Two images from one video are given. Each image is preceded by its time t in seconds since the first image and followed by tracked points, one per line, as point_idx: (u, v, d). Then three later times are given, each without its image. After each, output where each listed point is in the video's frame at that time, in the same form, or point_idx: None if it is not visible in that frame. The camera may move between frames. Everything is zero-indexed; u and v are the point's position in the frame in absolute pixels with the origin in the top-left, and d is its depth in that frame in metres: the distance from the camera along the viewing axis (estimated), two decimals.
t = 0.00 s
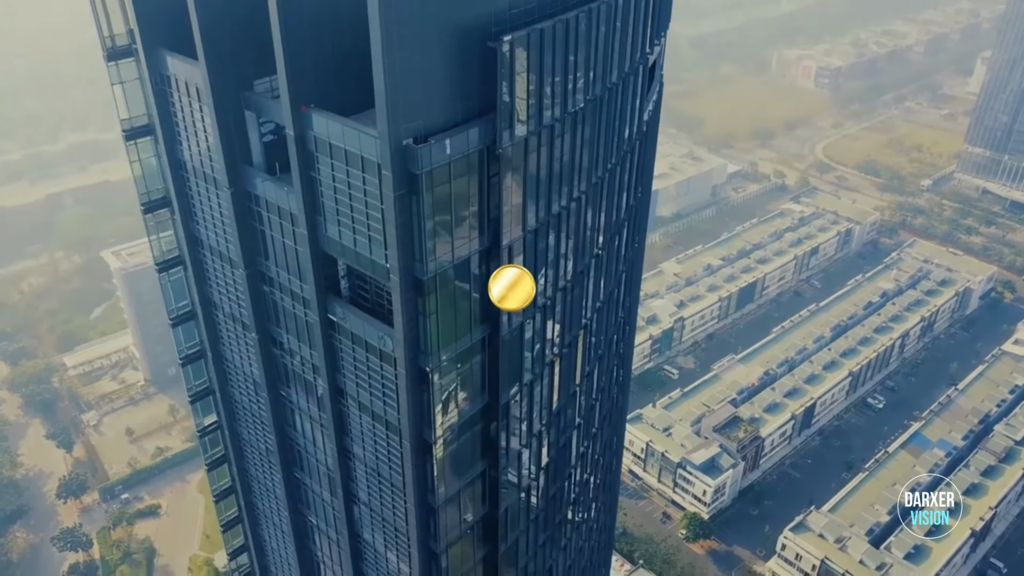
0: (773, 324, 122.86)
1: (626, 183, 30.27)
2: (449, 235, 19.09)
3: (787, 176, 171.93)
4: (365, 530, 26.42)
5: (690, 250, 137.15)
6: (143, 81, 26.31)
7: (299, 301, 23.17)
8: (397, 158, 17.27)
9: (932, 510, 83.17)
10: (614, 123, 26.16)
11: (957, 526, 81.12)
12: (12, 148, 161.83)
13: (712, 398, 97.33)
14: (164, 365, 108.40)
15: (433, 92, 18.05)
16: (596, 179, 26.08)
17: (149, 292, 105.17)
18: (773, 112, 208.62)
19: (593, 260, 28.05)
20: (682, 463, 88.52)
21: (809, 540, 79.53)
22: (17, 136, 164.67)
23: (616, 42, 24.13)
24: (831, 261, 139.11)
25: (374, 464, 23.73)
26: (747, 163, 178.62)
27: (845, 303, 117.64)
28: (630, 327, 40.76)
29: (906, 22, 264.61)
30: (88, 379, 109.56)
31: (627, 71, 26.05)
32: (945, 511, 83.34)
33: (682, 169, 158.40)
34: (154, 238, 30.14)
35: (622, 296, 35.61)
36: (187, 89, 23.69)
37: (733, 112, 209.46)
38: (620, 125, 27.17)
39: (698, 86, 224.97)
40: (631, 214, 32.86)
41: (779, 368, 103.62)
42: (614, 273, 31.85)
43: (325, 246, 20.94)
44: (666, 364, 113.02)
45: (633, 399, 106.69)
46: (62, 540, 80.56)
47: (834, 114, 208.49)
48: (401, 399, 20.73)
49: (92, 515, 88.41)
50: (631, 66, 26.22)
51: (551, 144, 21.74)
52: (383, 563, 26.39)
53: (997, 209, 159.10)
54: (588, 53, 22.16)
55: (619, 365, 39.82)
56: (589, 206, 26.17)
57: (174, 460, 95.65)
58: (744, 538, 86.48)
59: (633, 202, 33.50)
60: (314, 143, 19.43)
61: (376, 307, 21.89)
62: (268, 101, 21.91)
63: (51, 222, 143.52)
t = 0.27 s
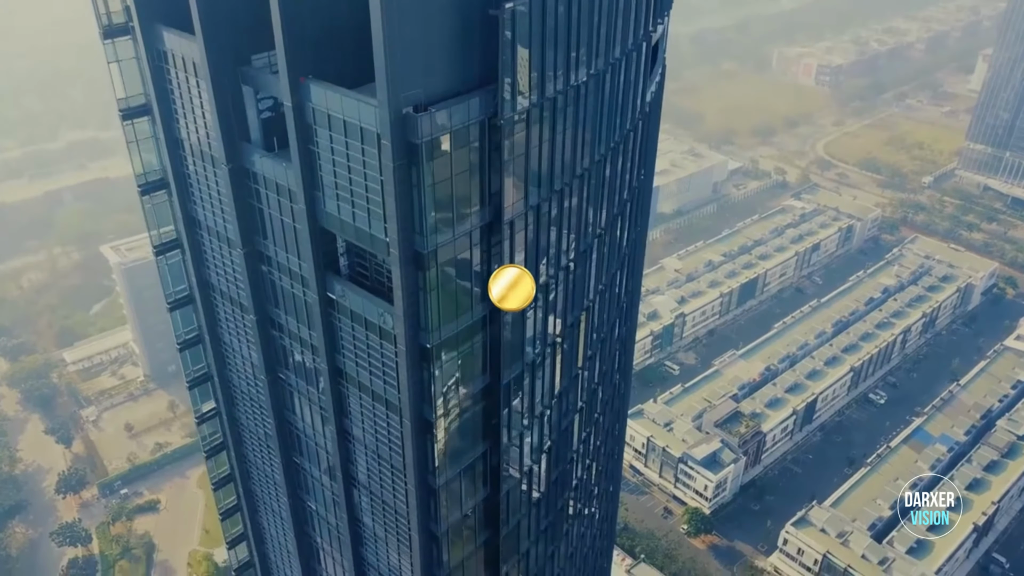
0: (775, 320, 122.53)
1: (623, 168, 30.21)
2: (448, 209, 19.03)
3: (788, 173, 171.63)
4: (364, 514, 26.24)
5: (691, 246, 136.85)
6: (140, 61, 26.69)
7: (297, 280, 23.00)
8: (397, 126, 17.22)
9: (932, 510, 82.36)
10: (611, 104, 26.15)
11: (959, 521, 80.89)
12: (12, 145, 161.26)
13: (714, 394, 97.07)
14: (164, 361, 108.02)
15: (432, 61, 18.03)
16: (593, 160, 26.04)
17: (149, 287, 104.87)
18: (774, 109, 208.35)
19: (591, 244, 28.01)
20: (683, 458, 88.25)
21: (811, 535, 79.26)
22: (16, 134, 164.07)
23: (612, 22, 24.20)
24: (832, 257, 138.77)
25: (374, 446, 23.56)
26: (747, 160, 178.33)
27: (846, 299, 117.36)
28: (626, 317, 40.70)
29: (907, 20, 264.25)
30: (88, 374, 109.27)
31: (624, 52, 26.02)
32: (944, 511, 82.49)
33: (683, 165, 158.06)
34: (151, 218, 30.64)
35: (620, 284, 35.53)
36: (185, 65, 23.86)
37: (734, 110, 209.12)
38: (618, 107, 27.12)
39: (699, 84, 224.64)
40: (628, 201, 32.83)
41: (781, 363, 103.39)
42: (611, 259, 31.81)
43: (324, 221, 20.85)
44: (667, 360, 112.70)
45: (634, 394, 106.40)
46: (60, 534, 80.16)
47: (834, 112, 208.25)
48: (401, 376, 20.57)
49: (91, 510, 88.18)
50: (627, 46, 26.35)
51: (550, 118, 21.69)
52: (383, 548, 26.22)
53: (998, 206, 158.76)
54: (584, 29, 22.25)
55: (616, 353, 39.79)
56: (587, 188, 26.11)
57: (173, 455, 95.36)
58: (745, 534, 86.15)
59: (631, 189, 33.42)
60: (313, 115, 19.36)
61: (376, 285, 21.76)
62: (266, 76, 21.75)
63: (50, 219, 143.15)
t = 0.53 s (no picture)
0: (775, 316, 122.25)
1: (624, 144, 29.50)
2: (445, 183, 18.82)
3: (787, 170, 171.40)
4: (361, 501, 25.87)
5: (691, 242, 136.60)
6: (132, 38, 25.92)
7: (291, 259, 22.62)
8: (392, 96, 16.99)
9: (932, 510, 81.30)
10: (609, 84, 25.92)
11: (960, 515, 80.48)
12: (9, 141, 160.61)
13: (713, 389, 96.86)
14: (162, 356, 107.60)
15: (428, 31, 17.82)
16: (591, 140, 25.74)
17: (146, 282, 104.53)
18: (774, 106, 208.12)
19: (588, 227, 27.83)
20: (683, 453, 87.92)
21: (811, 530, 78.88)
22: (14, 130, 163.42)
23: None
24: (832, 253, 138.44)
25: (370, 430, 23.24)
26: (747, 157, 178.05)
27: (846, 295, 117.11)
28: (626, 304, 40.54)
29: (907, 18, 263.95)
30: (85, 370, 108.93)
31: (623, 29, 25.81)
32: (943, 511, 81.44)
33: (682, 162, 157.78)
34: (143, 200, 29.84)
35: (619, 270, 35.35)
36: (177, 41, 23.12)
37: (734, 106, 208.85)
38: (618, 85, 26.72)
39: (698, 81, 224.37)
40: (628, 184, 32.62)
41: (781, 359, 103.14)
42: (610, 243, 31.60)
43: (318, 198, 20.60)
44: (667, 356, 112.41)
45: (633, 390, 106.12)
46: (57, 530, 79.81)
47: (834, 109, 207.92)
48: (397, 355, 20.34)
49: (88, 505, 87.76)
50: (626, 26, 26.26)
51: (549, 93, 21.51)
52: (380, 534, 25.84)
53: (999, 203, 158.45)
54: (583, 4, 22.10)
55: (615, 340, 39.64)
56: (585, 169, 25.88)
57: (171, 451, 95.02)
58: (745, 529, 85.83)
59: (631, 173, 32.92)
60: (307, 88, 19.09)
61: (372, 263, 21.45)
62: (260, 50, 21.36)
63: (48, 214, 142.73)
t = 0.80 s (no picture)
0: (775, 313, 121.90)
1: (620, 129, 30.17)
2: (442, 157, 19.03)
3: (788, 168, 171.10)
4: (357, 485, 26.06)
5: (691, 239, 136.29)
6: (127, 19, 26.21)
7: (287, 239, 23.01)
8: (389, 67, 17.21)
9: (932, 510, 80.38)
10: (601, 71, 26.22)
11: (962, 511, 80.08)
12: (8, 139, 160.13)
13: (714, 385, 96.65)
14: (160, 353, 107.18)
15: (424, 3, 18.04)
16: (583, 124, 25.83)
17: (145, 278, 104.15)
18: (774, 104, 207.84)
19: (579, 215, 27.97)
20: (683, 449, 87.65)
21: (812, 526, 78.44)
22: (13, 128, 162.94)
23: None
24: (832, 251, 138.09)
25: (366, 412, 23.50)
26: (747, 155, 177.71)
27: (846, 291, 116.80)
28: (625, 295, 41.32)
29: (907, 16, 263.60)
30: (83, 367, 108.54)
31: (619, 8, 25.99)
32: (943, 512, 80.42)
33: (683, 159, 157.42)
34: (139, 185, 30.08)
35: (614, 260, 35.82)
36: (172, 20, 23.52)
37: (734, 105, 208.53)
38: (615, 68, 26.98)
39: (699, 79, 224.06)
40: (621, 173, 32.98)
41: (781, 356, 102.91)
42: (601, 233, 31.86)
43: (315, 173, 20.80)
44: (667, 353, 112.13)
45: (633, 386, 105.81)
46: (54, 526, 79.57)
47: (834, 107, 207.61)
48: (395, 335, 20.47)
49: (86, 502, 87.37)
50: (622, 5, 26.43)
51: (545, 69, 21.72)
52: (376, 518, 25.99)
53: (999, 200, 158.12)
54: None
55: (613, 330, 39.88)
56: (577, 154, 26.03)
57: (169, 447, 94.66)
58: (745, 526, 85.53)
59: (626, 162, 33.95)
60: (303, 61, 19.30)
61: (369, 243, 21.53)
62: (255, 26, 21.47)
63: (47, 212, 142.29)
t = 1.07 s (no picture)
0: (777, 310, 121.40)
1: (614, 111, 30.21)
2: (441, 125, 18.94)
3: (789, 165, 170.70)
4: (356, 466, 26.12)
5: (692, 236, 135.87)
6: None
7: (284, 217, 22.96)
8: (388, 31, 17.07)
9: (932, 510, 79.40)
10: (593, 51, 26.17)
11: (965, 507, 79.66)
12: (8, 137, 159.80)
13: (715, 381, 96.27)
14: (160, 349, 106.89)
15: None
16: (576, 103, 25.65)
17: (144, 275, 103.77)
18: (776, 102, 207.45)
19: (574, 200, 27.89)
20: (685, 445, 87.20)
21: (815, 521, 78.14)
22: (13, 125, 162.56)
23: None
24: (834, 248, 137.62)
25: (365, 393, 23.56)
26: (748, 152, 177.29)
27: (848, 288, 116.34)
28: (625, 283, 41.56)
29: (908, 14, 263.14)
30: (82, 363, 108.19)
31: None
32: (944, 510, 79.39)
33: (684, 156, 156.97)
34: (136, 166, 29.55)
35: (612, 246, 35.93)
36: None
37: (736, 102, 208.06)
38: (606, 46, 27.06)
39: (700, 77, 223.58)
40: (619, 158, 32.99)
41: (783, 352, 102.47)
42: (597, 218, 31.85)
43: (312, 145, 20.70)
44: (668, 349, 111.71)
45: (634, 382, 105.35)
46: (53, 521, 79.36)
47: (836, 105, 207.13)
48: (395, 312, 20.51)
49: (85, 497, 86.98)
50: None
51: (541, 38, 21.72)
52: (376, 501, 26.02)
53: (1002, 197, 157.68)
54: None
55: (613, 317, 39.88)
56: (571, 134, 25.91)
57: (168, 443, 94.26)
58: (748, 521, 85.08)
59: (626, 146, 34.15)
60: (301, 27, 19.15)
61: (367, 217, 21.22)
62: None
63: (46, 208, 141.92)
